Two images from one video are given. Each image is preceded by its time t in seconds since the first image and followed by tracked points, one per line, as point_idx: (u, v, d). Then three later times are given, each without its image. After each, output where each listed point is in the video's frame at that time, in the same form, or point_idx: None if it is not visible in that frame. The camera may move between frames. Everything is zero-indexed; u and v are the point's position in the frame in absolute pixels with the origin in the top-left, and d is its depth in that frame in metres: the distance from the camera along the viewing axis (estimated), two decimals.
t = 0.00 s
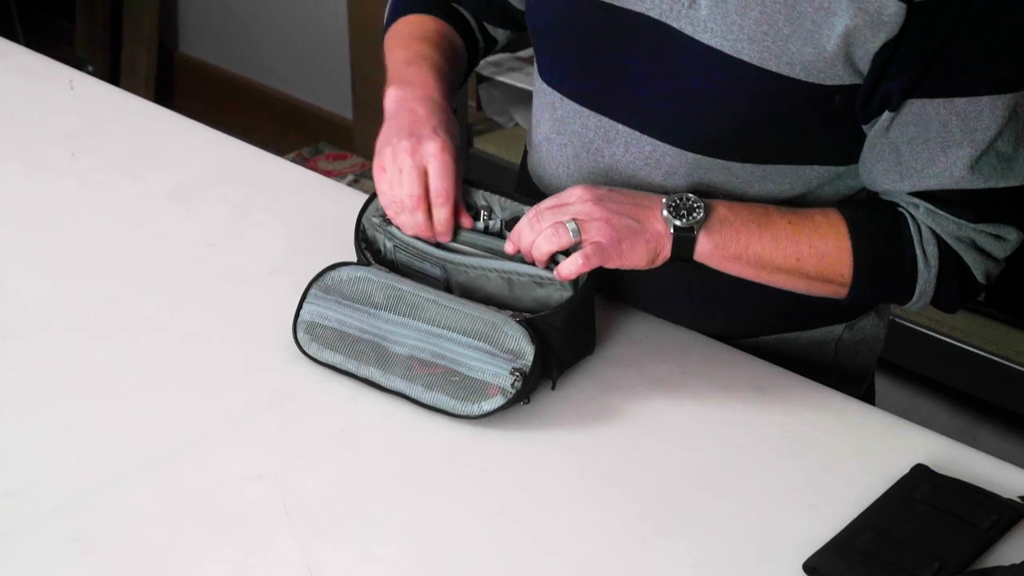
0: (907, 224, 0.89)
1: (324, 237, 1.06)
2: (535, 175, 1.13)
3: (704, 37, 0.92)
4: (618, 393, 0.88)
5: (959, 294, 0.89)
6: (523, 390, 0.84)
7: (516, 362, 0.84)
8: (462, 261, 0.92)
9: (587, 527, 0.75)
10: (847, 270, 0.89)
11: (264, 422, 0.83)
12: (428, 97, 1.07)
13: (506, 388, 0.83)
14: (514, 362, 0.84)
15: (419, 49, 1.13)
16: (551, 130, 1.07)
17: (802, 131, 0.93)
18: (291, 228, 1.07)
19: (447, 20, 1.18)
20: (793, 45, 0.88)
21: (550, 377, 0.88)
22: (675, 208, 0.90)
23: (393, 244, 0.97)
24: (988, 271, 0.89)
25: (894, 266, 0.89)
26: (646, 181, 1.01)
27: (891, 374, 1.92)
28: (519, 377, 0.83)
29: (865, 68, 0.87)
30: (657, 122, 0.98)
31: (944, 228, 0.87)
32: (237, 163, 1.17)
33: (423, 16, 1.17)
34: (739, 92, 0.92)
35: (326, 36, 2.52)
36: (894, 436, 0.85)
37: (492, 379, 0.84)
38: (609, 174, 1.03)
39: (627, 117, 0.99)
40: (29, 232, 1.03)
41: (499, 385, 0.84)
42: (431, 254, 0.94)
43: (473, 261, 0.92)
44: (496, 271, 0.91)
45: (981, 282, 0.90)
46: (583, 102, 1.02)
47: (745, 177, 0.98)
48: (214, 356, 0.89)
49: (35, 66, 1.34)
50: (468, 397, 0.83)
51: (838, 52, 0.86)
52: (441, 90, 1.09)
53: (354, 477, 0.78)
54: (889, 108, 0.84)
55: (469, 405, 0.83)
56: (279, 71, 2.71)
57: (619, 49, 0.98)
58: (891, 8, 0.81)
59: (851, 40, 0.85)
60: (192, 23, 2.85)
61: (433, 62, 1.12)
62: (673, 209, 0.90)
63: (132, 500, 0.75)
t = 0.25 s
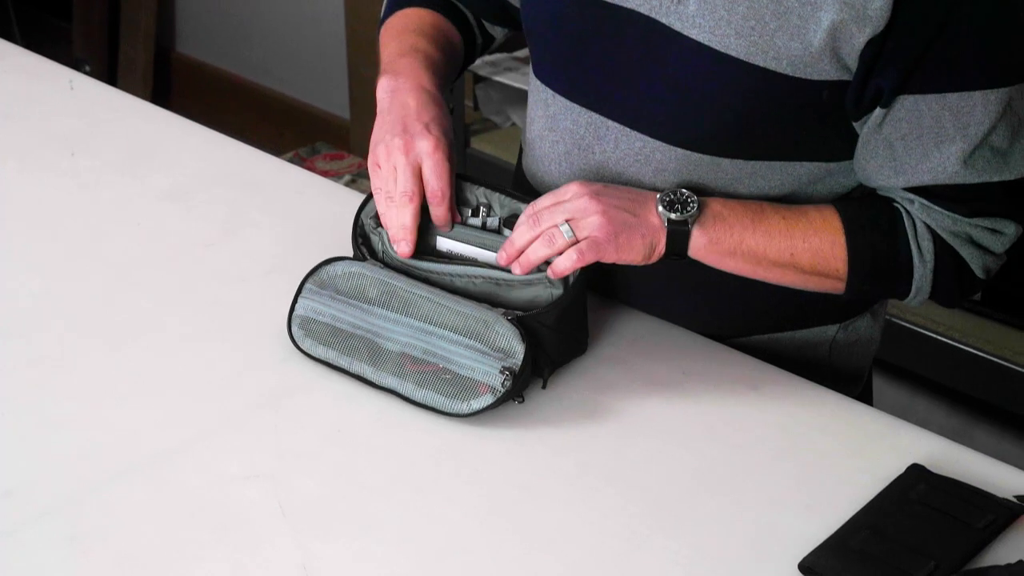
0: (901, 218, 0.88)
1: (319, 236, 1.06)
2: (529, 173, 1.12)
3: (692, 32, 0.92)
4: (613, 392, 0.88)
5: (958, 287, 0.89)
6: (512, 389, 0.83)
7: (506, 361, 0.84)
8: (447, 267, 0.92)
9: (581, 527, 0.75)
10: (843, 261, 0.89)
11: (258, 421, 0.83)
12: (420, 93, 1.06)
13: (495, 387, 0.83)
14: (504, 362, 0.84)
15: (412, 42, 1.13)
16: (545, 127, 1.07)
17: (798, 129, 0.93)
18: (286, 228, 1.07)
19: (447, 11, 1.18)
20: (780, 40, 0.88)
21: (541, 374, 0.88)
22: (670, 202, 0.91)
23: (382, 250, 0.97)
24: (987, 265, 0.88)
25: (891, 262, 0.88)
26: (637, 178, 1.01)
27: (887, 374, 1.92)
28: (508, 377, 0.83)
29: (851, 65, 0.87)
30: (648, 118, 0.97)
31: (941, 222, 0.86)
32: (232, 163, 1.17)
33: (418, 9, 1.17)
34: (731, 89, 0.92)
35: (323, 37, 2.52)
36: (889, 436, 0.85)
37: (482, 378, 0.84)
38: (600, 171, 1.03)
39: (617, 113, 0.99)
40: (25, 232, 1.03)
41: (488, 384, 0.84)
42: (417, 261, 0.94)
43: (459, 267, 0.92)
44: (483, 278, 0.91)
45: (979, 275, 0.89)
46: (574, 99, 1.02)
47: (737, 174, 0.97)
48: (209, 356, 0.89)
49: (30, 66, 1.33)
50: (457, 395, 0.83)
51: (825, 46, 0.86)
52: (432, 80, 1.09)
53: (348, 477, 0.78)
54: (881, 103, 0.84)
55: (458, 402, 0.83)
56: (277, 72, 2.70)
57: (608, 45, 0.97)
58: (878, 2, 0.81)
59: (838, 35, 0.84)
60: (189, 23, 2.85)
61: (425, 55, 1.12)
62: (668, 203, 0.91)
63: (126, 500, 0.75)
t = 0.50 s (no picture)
0: (905, 217, 0.89)
1: (318, 235, 1.06)
2: (528, 171, 1.13)
3: (693, 30, 0.92)
4: (612, 392, 0.88)
5: (962, 285, 0.89)
6: (512, 385, 0.84)
7: (506, 356, 0.84)
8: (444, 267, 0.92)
9: (581, 526, 0.75)
10: (848, 261, 0.89)
11: (258, 420, 0.83)
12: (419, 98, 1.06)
13: (495, 383, 0.83)
14: (503, 358, 0.84)
15: (408, 45, 1.13)
16: (544, 125, 1.07)
17: (797, 128, 0.93)
18: (285, 227, 1.07)
19: (432, 8, 1.17)
20: (782, 36, 0.88)
21: (539, 372, 0.87)
22: (673, 205, 0.90)
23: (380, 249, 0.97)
24: (992, 262, 0.88)
25: (894, 261, 0.88)
26: (636, 175, 1.01)
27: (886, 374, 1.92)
28: (507, 372, 0.83)
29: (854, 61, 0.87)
30: (648, 116, 0.98)
31: (944, 220, 0.87)
32: (231, 162, 1.17)
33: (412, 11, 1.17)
34: (732, 87, 0.92)
35: (321, 36, 2.52)
36: (888, 435, 0.85)
37: (481, 374, 0.84)
38: (600, 168, 1.03)
39: (617, 111, 0.99)
40: (24, 231, 1.03)
41: (488, 380, 0.84)
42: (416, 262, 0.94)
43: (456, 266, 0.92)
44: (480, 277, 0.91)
45: (984, 273, 0.89)
46: (575, 96, 1.02)
47: (736, 171, 0.98)
48: (208, 355, 0.89)
49: (28, 65, 1.33)
50: (457, 392, 0.84)
51: (828, 43, 0.86)
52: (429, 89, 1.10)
53: (348, 476, 0.78)
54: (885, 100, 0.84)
55: (459, 400, 0.83)
56: (275, 71, 2.70)
57: (610, 43, 0.97)
58: None
59: (841, 31, 0.85)
60: (188, 22, 2.85)
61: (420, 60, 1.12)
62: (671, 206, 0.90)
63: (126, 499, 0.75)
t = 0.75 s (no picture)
0: (882, 212, 0.87)
1: (318, 234, 1.06)
2: (529, 169, 1.13)
3: (692, 26, 0.91)
4: (612, 390, 0.88)
5: (929, 287, 0.89)
6: (514, 381, 0.84)
7: (508, 353, 0.85)
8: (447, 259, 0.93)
9: (580, 524, 0.75)
10: (821, 253, 0.87)
11: (257, 419, 0.83)
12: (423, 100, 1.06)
13: (498, 380, 0.84)
14: (506, 354, 0.85)
15: (412, 48, 1.13)
16: (545, 122, 1.07)
17: (796, 127, 0.93)
18: (286, 226, 1.07)
19: (432, 10, 1.17)
20: (781, 33, 0.88)
21: (544, 366, 0.88)
22: (654, 189, 0.87)
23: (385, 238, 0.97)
24: (961, 267, 0.88)
25: (869, 252, 0.87)
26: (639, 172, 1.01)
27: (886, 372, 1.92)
28: (510, 369, 0.84)
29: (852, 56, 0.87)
30: (649, 113, 0.98)
31: (921, 217, 0.86)
32: (231, 161, 1.17)
33: (417, 14, 1.17)
34: (730, 85, 0.92)
35: (320, 36, 2.52)
36: (888, 433, 0.85)
37: (484, 370, 0.85)
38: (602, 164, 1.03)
39: (617, 108, 0.99)
40: (24, 231, 1.03)
41: (491, 376, 0.84)
42: (418, 252, 0.95)
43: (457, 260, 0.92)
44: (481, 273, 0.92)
45: (952, 276, 0.89)
46: (574, 93, 1.02)
47: (737, 169, 0.98)
48: (209, 353, 0.89)
49: (28, 64, 1.33)
50: (460, 387, 0.84)
51: (826, 38, 0.86)
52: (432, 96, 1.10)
53: (348, 474, 0.78)
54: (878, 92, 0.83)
55: (462, 395, 0.84)
56: (274, 71, 2.70)
57: (610, 39, 0.97)
58: None
59: (839, 27, 0.85)
60: (187, 22, 2.85)
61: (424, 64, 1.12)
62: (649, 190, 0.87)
63: (126, 497, 0.75)
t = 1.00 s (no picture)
0: (864, 200, 0.87)
1: (318, 232, 1.06)
2: (528, 167, 1.12)
3: (685, 21, 0.92)
4: (612, 387, 0.88)
5: (919, 282, 0.87)
6: (522, 362, 0.84)
7: (515, 335, 0.85)
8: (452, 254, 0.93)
9: (579, 521, 0.75)
10: (801, 240, 0.87)
11: (257, 416, 0.83)
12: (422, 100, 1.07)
13: (506, 361, 0.84)
14: (512, 336, 0.85)
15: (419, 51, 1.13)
16: (541, 120, 1.07)
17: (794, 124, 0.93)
18: (285, 224, 1.07)
19: (442, 12, 1.17)
20: (774, 29, 0.88)
21: (550, 351, 0.88)
22: (630, 168, 0.90)
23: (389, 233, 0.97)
24: (947, 261, 0.87)
25: (849, 246, 0.87)
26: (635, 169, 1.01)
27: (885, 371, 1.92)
28: (517, 350, 0.84)
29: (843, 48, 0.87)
30: (646, 110, 0.98)
31: (901, 204, 0.86)
32: (230, 160, 1.17)
33: (430, 18, 1.17)
34: (725, 81, 0.92)
35: (320, 36, 2.52)
36: (887, 430, 0.85)
37: (491, 353, 0.85)
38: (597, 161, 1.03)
39: (614, 104, 0.99)
40: (23, 230, 1.03)
41: (499, 358, 0.85)
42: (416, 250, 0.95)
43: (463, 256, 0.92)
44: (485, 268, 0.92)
45: (940, 272, 0.88)
46: (571, 90, 1.02)
47: (734, 166, 0.98)
48: (208, 351, 0.89)
49: (27, 64, 1.33)
50: (468, 371, 0.84)
51: (818, 33, 0.86)
52: (436, 99, 1.10)
53: (347, 472, 0.78)
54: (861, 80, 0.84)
55: (470, 379, 0.84)
56: (275, 71, 2.70)
57: (605, 34, 0.97)
58: None
59: (831, 22, 0.85)
60: (186, 22, 2.85)
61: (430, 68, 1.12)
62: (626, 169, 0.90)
63: (126, 495, 0.75)
